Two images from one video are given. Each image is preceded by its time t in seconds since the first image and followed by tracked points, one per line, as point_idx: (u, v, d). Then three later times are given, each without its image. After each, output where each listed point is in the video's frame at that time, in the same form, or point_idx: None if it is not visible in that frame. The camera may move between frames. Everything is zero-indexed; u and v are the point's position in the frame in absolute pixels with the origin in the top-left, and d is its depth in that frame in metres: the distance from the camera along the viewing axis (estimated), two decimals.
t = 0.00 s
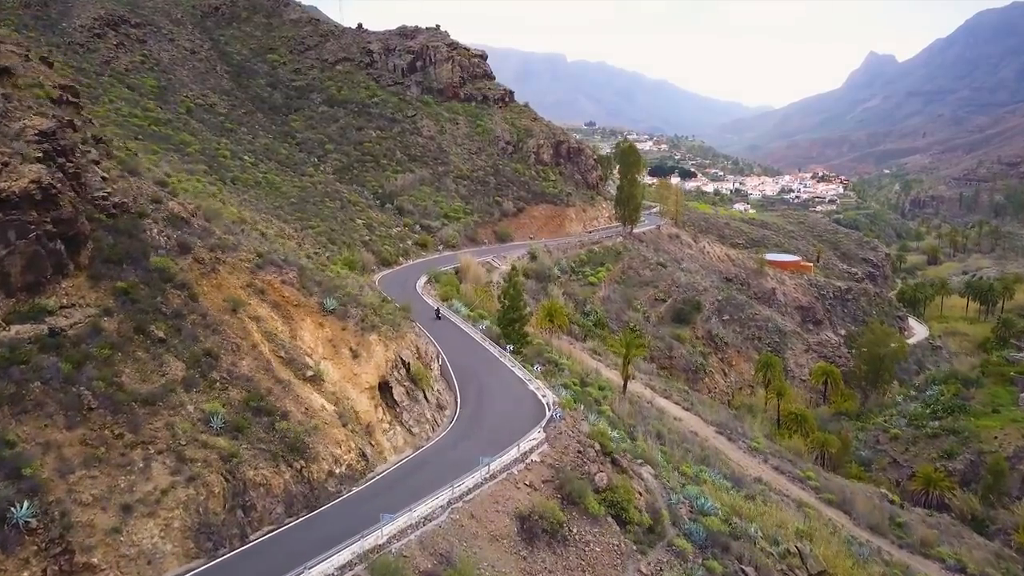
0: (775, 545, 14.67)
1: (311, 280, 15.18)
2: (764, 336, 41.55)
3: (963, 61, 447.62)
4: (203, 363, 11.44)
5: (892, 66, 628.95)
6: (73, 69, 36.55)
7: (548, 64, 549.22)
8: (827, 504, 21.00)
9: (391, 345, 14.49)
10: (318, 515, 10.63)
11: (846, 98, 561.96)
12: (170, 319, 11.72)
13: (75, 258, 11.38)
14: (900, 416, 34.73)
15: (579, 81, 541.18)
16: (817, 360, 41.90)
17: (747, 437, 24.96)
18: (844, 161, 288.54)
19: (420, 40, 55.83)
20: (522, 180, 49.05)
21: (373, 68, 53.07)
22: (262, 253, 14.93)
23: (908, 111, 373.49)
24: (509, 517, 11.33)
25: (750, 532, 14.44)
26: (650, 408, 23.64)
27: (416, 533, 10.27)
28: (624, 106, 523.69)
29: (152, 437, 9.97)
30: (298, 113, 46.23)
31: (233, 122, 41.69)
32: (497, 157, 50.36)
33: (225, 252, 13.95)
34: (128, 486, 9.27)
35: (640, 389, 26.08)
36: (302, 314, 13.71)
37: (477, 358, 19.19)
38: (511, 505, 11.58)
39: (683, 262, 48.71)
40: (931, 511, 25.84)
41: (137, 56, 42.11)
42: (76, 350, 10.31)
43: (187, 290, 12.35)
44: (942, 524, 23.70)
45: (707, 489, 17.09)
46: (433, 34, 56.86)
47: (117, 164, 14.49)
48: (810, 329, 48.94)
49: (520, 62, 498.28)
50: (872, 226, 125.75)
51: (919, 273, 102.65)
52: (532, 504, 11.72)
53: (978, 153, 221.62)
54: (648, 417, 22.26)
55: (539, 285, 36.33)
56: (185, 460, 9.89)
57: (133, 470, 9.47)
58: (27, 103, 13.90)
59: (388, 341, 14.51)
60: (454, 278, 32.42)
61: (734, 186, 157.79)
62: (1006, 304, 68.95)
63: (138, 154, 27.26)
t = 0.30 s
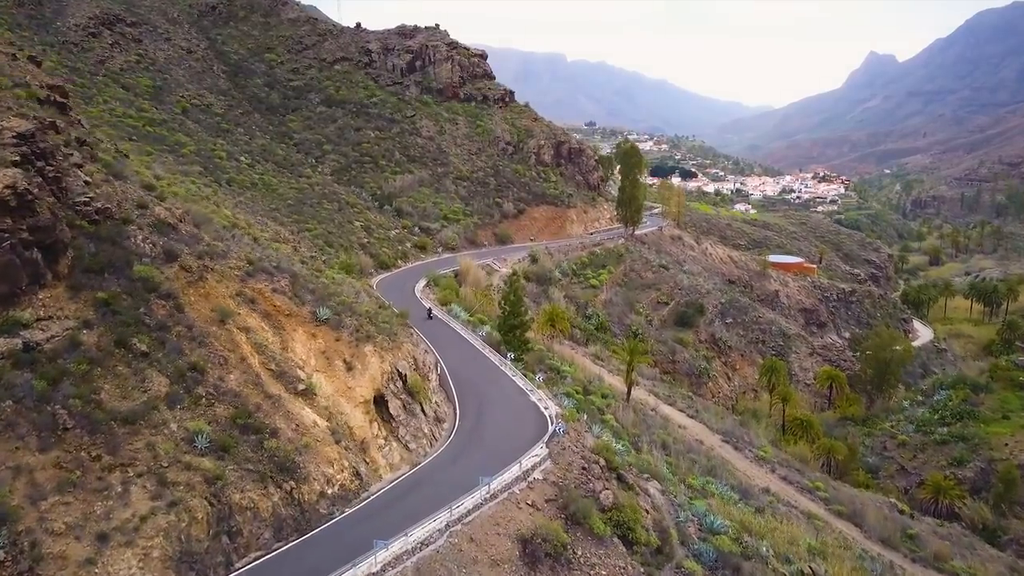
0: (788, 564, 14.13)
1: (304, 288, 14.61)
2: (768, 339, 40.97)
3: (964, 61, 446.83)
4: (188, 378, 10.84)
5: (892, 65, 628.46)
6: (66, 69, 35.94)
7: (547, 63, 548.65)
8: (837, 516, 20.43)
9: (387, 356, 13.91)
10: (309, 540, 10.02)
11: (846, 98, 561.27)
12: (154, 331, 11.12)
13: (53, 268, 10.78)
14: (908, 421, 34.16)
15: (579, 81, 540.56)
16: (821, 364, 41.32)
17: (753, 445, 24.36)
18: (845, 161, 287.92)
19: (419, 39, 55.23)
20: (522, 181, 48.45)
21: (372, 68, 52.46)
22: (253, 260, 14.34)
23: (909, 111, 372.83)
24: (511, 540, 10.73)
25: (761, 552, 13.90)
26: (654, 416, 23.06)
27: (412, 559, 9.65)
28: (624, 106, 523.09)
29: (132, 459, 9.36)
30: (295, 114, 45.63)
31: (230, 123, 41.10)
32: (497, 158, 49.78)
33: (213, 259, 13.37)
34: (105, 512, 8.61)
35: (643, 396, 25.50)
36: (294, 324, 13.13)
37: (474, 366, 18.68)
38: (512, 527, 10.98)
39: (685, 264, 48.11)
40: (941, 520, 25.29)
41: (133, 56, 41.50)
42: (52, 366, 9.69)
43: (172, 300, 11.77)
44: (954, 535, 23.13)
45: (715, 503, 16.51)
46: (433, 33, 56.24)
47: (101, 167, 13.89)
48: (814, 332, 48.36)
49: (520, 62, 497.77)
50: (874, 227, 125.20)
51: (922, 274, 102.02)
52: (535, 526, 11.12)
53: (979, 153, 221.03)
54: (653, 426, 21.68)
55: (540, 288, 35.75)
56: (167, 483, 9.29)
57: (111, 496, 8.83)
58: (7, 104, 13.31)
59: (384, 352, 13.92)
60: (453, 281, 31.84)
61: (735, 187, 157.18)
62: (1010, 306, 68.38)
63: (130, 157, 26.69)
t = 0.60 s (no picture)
0: None
1: (297, 296, 14.03)
2: (771, 343, 40.42)
3: (965, 61, 446.02)
4: (172, 395, 10.26)
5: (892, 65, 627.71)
6: (60, 69, 35.38)
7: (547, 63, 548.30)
8: (848, 529, 19.84)
9: (383, 369, 13.32)
10: (298, 567, 9.43)
11: (846, 98, 560.64)
12: (136, 345, 10.54)
13: (29, 278, 10.20)
14: (915, 427, 33.57)
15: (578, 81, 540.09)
16: (826, 368, 40.75)
17: (760, 453, 23.79)
18: (845, 161, 287.31)
19: (418, 39, 54.60)
20: (523, 182, 47.86)
21: (370, 68, 51.86)
22: (244, 267, 13.75)
23: (909, 111, 372.16)
24: (513, 566, 10.13)
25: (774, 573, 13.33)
26: (658, 425, 22.49)
27: None
28: (624, 106, 522.57)
29: (109, 483, 8.76)
30: (293, 114, 45.08)
31: (227, 123, 40.53)
32: (497, 159, 49.21)
33: (201, 267, 12.80)
34: (78, 543, 7.99)
35: (647, 403, 24.94)
36: (285, 336, 12.55)
37: (472, 374, 18.15)
38: (514, 551, 10.41)
39: (688, 266, 47.52)
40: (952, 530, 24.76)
41: (128, 56, 40.93)
42: (25, 384, 9.10)
43: (156, 311, 11.20)
44: (966, 546, 22.56)
45: (724, 518, 15.93)
46: (432, 33, 55.62)
47: (84, 171, 13.32)
48: (817, 335, 47.80)
49: (520, 62, 497.38)
50: (875, 228, 124.67)
51: (924, 275, 101.44)
52: (538, 550, 10.54)
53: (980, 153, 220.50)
54: (658, 436, 21.10)
55: (540, 292, 35.20)
56: (146, 510, 8.68)
57: (85, 524, 8.22)
58: None
59: (380, 363, 13.33)
60: (453, 284, 31.28)
61: (736, 187, 156.62)
62: (1015, 308, 67.79)
63: (123, 159, 26.15)
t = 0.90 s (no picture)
0: None
1: (289, 306, 13.43)
2: (775, 347, 39.86)
3: (965, 60, 445.39)
4: (153, 414, 9.66)
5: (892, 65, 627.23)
6: (53, 69, 34.80)
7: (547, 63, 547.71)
8: (859, 542, 19.28)
9: (378, 382, 12.73)
10: None
11: (846, 98, 560.07)
12: (115, 360, 9.94)
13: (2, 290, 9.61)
14: (923, 434, 33.00)
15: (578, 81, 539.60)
16: (831, 372, 40.18)
17: (767, 463, 23.20)
18: (846, 161, 286.73)
19: (417, 38, 53.91)
20: (524, 183, 47.23)
21: (369, 67, 51.24)
22: (232, 276, 13.15)
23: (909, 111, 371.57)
24: None
25: None
26: (662, 434, 21.91)
27: None
28: (624, 106, 521.94)
29: (82, 511, 8.15)
30: (290, 114, 44.51)
31: (223, 124, 39.95)
32: (497, 160, 48.60)
33: (187, 276, 12.21)
34: None
35: (650, 411, 24.37)
36: (275, 348, 11.95)
37: (470, 382, 17.63)
38: None
39: (690, 269, 46.91)
40: (963, 541, 24.21)
41: (123, 55, 40.35)
42: None
43: (139, 324, 10.61)
44: (979, 558, 21.98)
45: (733, 535, 15.37)
46: (432, 32, 54.98)
47: (65, 176, 12.73)
48: (821, 338, 47.22)
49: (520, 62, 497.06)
50: (877, 228, 124.09)
51: (926, 276, 100.87)
52: None
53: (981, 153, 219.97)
54: (663, 446, 20.52)
55: (541, 296, 34.63)
56: (121, 540, 8.06)
57: (54, 557, 7.59)
58: None
59: (375, 376, 12.73)
60: (452, 288, 30.70)
61: (736, 188, 156.04)
62: (1019, 310, 67.21)
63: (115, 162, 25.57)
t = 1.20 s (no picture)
0: None
1: (280, 316, 12.83)
2: (779, 351, 39.29)
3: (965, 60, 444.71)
4: (132, 434, 9.07)
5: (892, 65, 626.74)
6: (46, 68, 34.22)
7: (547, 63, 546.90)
8: (870, 556, 18.73)
9: (373, 397, 12.15)
10: None
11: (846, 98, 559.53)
12: (93, 377, 9.35)
13: None
14: (931, 440, 32.44)
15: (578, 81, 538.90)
16: (836, 376, 39.61)
17: (774, 472, 22.63)
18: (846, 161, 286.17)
19: (417, 37, 53.27)
20: (524, 184, 46.62)
21: (368, 67, 50.61)
22: (221, 284, 12.55)
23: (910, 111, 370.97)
24: None
25: None
26: (667, 443, 21.33)
27: None
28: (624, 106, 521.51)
29: (52, 542, 7.52)
30: (287, 115, 43.94)
31: (219, 124, 39.35)
32: (497, 161, 48.00)
33: (173, 285, 11.62)
34: None
35: (655, 418, 23.80)
36: (264, 362, 11.36)
37: (469, 391, 17.10)
38: None
39: (693, 271, 46.33)
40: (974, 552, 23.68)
41: (118, 55, 39.76)
42: None
43: (119, 338, 10.02)
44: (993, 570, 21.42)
45: (743, 552, 14.81)
46: (431, 31, 54.32)
47: (45, 180, 12.14)
48: (825, 341, 46.66)
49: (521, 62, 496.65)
50: (878, 229, 123.51)
51: (929, 277, 100.34)
52: None
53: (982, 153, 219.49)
54: (668, 456, 19.95)
55: (542, 300, 34.07)
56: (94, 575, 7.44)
57: None
58: None
59: (370, 391, 12.15)
60: (451, 292, 30.11)
61: (737, 188, 155.45)
62: None
63: (107, 164, 25.01)
